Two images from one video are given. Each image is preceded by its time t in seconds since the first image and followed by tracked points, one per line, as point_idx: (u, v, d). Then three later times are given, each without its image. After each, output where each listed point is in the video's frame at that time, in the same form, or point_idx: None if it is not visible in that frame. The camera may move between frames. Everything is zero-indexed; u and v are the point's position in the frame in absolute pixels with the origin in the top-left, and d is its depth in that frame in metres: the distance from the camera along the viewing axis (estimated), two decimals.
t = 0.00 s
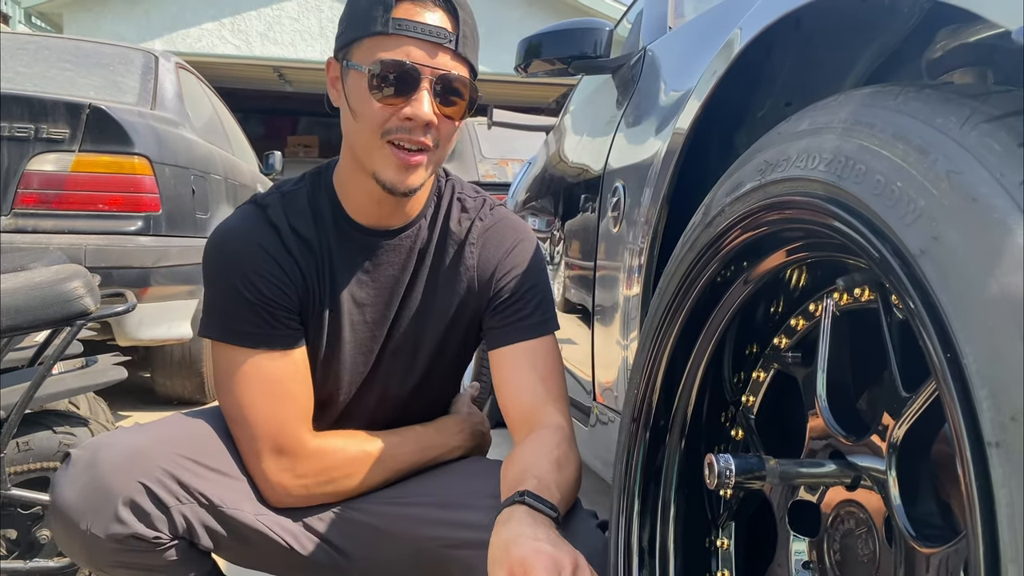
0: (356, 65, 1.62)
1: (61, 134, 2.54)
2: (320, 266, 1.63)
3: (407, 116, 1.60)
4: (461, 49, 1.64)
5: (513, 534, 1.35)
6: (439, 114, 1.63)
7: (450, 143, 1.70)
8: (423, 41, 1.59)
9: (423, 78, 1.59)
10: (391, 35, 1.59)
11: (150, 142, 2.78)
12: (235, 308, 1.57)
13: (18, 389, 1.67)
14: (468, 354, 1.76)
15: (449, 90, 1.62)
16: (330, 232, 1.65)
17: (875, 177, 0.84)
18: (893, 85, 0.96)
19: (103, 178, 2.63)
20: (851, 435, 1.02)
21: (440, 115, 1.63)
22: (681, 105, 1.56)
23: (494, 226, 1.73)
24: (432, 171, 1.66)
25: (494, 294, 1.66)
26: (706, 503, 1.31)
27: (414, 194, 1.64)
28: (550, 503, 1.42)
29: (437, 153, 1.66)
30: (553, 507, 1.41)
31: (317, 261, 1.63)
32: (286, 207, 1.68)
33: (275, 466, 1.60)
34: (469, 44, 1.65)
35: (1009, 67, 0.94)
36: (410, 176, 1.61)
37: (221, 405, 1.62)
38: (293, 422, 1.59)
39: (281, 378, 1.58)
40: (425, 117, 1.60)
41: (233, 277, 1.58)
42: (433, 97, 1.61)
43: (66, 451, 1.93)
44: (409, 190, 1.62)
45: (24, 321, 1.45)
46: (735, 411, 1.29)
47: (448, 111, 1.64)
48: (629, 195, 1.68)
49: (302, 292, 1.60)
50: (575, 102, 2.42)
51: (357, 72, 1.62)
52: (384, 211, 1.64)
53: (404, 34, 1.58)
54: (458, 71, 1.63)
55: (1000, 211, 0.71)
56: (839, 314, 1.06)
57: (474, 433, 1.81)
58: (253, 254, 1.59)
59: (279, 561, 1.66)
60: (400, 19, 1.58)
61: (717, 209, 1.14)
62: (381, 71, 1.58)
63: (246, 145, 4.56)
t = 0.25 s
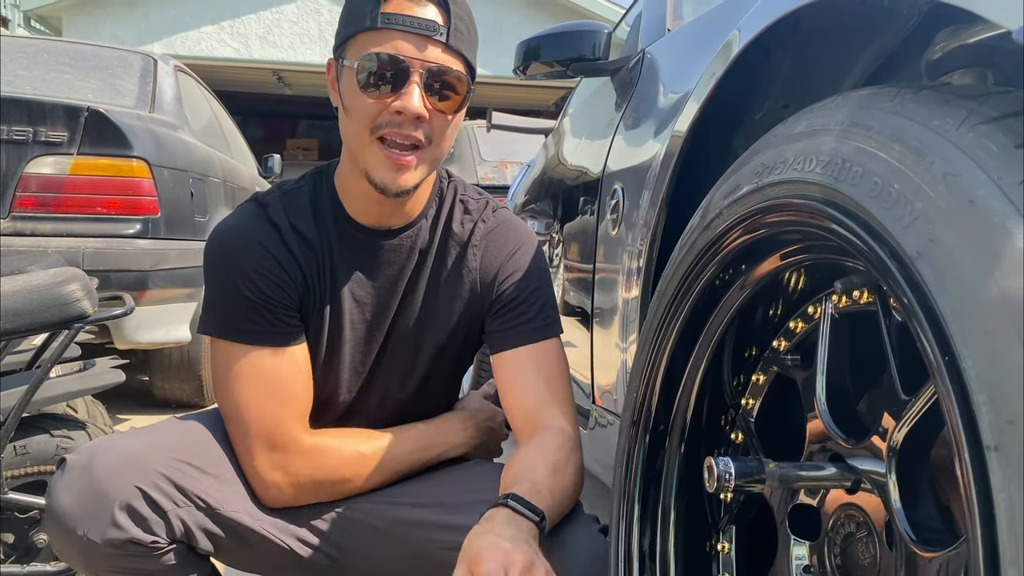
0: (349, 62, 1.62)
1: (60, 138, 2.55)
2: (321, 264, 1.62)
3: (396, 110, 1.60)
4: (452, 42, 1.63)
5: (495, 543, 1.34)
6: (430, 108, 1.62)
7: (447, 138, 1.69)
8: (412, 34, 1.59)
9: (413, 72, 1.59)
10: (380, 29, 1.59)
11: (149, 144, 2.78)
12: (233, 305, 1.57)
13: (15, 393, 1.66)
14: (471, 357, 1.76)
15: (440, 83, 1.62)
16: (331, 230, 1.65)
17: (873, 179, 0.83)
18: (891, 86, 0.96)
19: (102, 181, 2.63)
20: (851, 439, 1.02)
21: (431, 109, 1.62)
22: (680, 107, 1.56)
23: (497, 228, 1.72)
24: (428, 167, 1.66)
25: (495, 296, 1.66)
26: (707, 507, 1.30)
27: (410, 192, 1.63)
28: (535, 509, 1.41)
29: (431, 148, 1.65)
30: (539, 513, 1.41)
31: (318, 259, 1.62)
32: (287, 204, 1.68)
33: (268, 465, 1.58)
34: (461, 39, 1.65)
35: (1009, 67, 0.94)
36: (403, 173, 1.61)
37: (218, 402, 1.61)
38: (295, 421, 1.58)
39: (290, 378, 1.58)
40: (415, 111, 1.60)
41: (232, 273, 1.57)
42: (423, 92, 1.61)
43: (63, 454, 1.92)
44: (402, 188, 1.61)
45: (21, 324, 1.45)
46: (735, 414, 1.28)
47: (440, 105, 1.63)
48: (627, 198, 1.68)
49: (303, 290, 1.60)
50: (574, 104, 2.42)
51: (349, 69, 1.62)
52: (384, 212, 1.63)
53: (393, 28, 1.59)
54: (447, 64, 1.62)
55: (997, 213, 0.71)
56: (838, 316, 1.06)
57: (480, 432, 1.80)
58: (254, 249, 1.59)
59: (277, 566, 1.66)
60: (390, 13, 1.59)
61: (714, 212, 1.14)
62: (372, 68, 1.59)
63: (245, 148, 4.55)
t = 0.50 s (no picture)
0: (358, 58, 1.65)
1: (58, 140, 2.55)
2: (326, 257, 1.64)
3: (403, 105, 1.61)
4: (459, 38, 1.64)
5: None
6: (437, 103, 1.63)
7: (457, 135, 1.69)
8: (419, 30, 1.61)
9: (420, 67, 1.61)
10: (387, 26, 1.63)
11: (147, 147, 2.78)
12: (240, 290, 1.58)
13: (15, 395, 1.64)
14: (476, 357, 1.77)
15: (448, 79, 1.63)
16: (338, 221, 1.67)
17: (869, 180, 0.83)
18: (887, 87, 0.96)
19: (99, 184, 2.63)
20: (848, 439, 1.02)
21: (438, 104, 1.63)
22: (678, 109, 1.56)
23: (502, 229, 1.73)
24: (437, 163, 1.66)
25: (496, 295, 1.67)
26: (706, 508, 1.30)
27: (418, 186, 1.63)
28: (506, 558, 1.36)
29: (439, 143, 1.65)
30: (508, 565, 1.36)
31: (324, 249, 1.64)
32: (305, 179, 1.74)
33: (215, 405, 1.53)
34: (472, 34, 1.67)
35: (1007, 68, 0.94)
36: (409, 167, 1.61)
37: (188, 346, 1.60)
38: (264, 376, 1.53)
39: (259, 329, 1.55)
40: (421, 104, 1.61)
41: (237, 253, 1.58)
42: (429, 87, 1.62)
43: (61, 457, 1.92)
44: (410, 181, 1.61)
45: (21, 326, 1.45)
46: (733, 415, 1.28)
47: (447, 101, 1.64)
48: (626, 199, 1.68)
49: (308, 280, 1.63)
50: (572, 106, 2.43)
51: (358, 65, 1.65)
52: (392, 207, 1.64)
53: (399, 24, 1.61)
54: (454, 60, 1.64)
55: (993, 214, 0.71)
56: (836, 317, 1.05)
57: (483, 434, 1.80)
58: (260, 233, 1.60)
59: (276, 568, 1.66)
60: (397, 10, 1.61)
61: (712, 212, 1.14)
62: (381, 64, 1.61)
63: (244, 151, 4.55)
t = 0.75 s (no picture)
0: (358, 57, 1.68)
1: (58, 142, 2.52)
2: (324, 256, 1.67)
3: (402, 101, 1.63)
4: (459, 36, 1.66)
5: None
6: (437, 99, 1.65)
7: (456, 133, 1.71)
8: (418, 27, 1.64)
9: (418, 64, 1.63)
10: (387, 22, 1.65)
11: (146, 149, 2.78)
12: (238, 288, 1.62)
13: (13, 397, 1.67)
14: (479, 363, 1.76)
15: (448, 76, 1.65)
16: (336, 221, 1.70)
17: (871, 178, 0.83)
18: (888, 85, 0.96)
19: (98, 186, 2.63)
20: (848, 439, 1.02)
21: (438, 100, 1.65)
22: (677, 109, 1.56)
23: (503, 231, 1.73)
24: (437, 159, 1.68)
25: (498, 298, 1.67)
26: (705, 509, 1.30)
27: (418, 181, 1.65)
28: (511, 561, 1.36)
29: (439, 140, 1.67)
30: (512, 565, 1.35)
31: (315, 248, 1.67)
32: (302, 180, 1.78)
33: (109, 396, 1.47)
34: (472, 31, 1.69)
35: (1006, 67, 0.94)
36: (408, 164, 1.63)
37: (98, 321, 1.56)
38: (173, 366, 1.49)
39: (184, 308, 1.53)
40: (420, 101, 1.63)
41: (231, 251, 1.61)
42: (428, 83, 1.64)
43: (61, 459, 1.92)
44: (408, 178, 1.63)
45: (19, 329, 1.45)
46: (733, 415, 1.28)
47: (446, 98, 1.66)
48: (625, 200, 1.68)
49: (305, 281, 1.66)
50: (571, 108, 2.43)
51: (359, 63, 1.67)
52: (391, 206, 1.66)
53: (399, 21, 1.64)
54: (454, 57, 1.66)
55: (995, 210, 0.71)
56: (837, 316, 1.05)
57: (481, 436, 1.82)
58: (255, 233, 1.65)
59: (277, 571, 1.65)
60: (398, 6, 1.64)
61: (713, 211, 1.14)
62: (381, 63, 1.64)
63: (243, 153, 4.55)
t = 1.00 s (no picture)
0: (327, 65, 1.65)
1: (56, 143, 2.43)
2: (305, 264, 1.68)
3: (372, 112, 1.61)
4: (427, 41, 1.63)
5: None
6: (409, 108, 1.63)
7: (431, 138, 1.69)
8: (385, 33, 1.60)
9: (388, 72, 1.61)
10: (353, 30, 1.61)
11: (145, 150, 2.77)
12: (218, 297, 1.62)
13: (12, 398, 1.66)
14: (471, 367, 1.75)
15: (420, 83, 1.63)
16: (316, 229, 1.71)
17: (883, 170, 0.83)
18: (898, 79, 0.95)
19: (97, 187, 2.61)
20: (856, 437, 1.01)
21: (410, 108, 1.63)
22: (679, 108, 1.55)
23: (487, 230, 1.73)
24: (412, 168, 1.67)
25: (486, 298, 1.66)
26: (708, 508, 1.28)
27: (393, 191, 1.65)
28: (499, 548, 1.35)
29: (412, 148, 1.66)
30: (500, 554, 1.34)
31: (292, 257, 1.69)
32: (279, 190, 1.78)
33: (84, 427, 1.46)
34: (442, 35, 1.66)
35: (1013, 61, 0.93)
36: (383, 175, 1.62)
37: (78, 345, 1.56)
38: (148, 401, 1.48)
39: (161, 340, 1.54)
40: (391, 110, 1.61)
41: (208, 262, 1.62)
42: (399, 92, 1.62)
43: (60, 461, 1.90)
44: (383, 189, 1.63)
45: (18, 329, 1.43)
46: (737, 414, 1.26)
47: (418, 105, 1.64)
48: (627, 199, 1.67)
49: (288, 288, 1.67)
50: (571, 108, 2.42)
51: (326, 72, 1.64)
52: (370, 217, 1.67)
53: (366, 28, 1.60)
54: (424, 62, 1.63)
55: (1012, 202, 0.70)
56: (844, 313, 1.04)
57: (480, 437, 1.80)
58: (233, 241, 1.65)
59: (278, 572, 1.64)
60: (363, 13, 1.60)
61: (719, 207, 1.13)
62: (350, 70, 1.61)
63: (242, 155, 4.53)
